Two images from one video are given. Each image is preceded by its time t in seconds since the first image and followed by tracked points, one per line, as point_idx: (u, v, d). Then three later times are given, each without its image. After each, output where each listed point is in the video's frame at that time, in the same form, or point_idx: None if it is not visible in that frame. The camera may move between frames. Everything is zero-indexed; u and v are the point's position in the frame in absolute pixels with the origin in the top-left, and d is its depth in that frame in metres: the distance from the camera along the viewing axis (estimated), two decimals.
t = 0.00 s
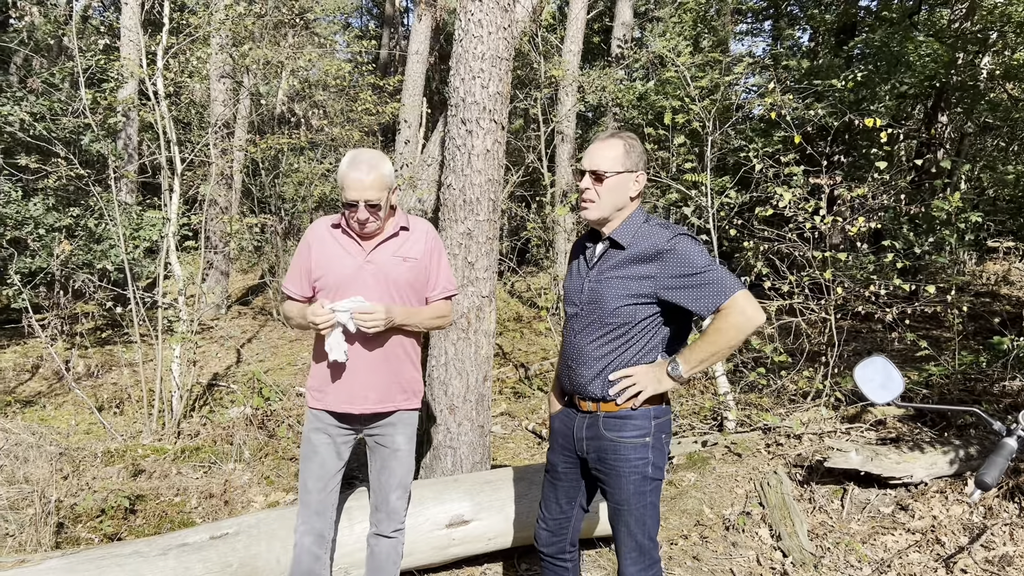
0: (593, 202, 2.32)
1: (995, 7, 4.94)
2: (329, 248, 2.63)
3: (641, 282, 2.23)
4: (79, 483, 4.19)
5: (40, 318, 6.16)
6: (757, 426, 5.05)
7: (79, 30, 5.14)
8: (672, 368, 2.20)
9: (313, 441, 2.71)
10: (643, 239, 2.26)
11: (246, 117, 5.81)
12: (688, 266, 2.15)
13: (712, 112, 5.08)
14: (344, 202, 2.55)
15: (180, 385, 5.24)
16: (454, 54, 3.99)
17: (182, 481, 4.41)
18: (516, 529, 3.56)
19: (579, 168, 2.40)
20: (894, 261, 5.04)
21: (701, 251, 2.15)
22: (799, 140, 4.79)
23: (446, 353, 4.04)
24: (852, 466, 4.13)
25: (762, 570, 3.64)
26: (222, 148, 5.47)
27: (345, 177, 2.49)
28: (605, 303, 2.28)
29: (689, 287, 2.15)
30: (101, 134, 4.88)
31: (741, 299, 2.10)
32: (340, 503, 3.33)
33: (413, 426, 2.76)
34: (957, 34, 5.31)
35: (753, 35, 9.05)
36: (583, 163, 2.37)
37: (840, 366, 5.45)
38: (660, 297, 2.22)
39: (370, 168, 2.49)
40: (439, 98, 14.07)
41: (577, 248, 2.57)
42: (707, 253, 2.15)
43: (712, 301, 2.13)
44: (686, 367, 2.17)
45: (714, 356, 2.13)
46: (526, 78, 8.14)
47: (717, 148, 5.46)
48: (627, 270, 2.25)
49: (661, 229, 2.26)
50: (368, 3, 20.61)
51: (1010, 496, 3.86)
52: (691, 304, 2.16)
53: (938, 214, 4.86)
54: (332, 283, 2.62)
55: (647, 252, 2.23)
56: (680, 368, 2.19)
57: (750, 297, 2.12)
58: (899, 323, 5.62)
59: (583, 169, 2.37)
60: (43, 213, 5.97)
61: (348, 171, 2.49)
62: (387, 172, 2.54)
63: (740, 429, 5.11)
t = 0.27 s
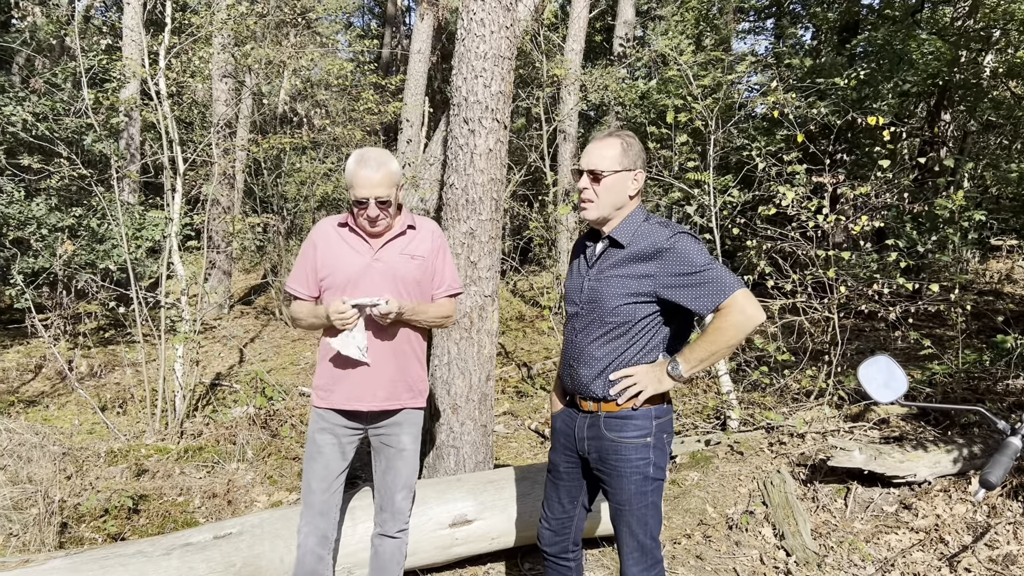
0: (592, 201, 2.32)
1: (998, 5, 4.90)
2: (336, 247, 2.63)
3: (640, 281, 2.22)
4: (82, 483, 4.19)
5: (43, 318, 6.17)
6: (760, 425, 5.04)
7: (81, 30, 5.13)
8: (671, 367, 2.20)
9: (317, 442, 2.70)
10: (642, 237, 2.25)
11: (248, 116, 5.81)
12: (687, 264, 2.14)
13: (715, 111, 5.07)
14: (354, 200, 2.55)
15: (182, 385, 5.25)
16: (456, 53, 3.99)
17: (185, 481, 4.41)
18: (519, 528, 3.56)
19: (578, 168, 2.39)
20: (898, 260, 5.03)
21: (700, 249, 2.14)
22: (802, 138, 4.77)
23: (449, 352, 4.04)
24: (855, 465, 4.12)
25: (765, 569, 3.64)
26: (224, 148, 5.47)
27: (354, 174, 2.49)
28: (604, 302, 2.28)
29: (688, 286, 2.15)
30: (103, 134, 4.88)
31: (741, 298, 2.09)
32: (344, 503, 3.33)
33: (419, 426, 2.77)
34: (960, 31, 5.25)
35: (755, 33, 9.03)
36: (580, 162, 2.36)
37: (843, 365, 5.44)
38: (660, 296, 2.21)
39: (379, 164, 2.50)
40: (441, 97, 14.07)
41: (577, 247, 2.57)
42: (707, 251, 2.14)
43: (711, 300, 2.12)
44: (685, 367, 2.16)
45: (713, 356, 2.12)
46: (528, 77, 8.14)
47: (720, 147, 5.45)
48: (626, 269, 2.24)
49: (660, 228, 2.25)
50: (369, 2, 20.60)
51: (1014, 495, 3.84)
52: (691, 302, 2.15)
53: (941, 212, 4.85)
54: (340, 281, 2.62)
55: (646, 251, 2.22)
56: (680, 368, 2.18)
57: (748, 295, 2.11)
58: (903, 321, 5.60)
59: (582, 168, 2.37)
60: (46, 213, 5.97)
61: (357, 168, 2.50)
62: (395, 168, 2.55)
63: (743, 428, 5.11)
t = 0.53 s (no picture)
0: (592, 200, 2.32)
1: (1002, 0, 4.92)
2: (342, 244, 2.63)
3: (641, 279, 2.21)
4: (86, 481, 4.20)
5: (46, 317, 6.17)
6: (764, 423, 5.03)
7: (84, 29, 5.14)
8: (673, 366, 2.19)
9: (322, 440, 2.70)
10: (642, 235, 2.25)
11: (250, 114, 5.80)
12: (688, 262, 2.13)
13: (717, 108, 5.06)
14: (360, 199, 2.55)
15: (186, 384, 5.25)
16: (459, 51, 3.99)
17: (189, 479, 4.41)
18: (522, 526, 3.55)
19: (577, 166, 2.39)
20: (901, 257, 5.02)
21: (701, 247, 2.14)
22: (805, 136, 4.76)
23: (451, 351, 4.03)
24: (859, 463, 4.11)
25: (769, 567, 3.63)
26: (227, 147, 5.47)
27: (360, 173, 2.49)
28: (605, 301, 2.27)
29: (689, 285, 2.14)
30: (106, 132, 4.88)
31: (742, 297, 2.08)
32: (347, 501, 3.32)
33: (423, 424, 2.77)
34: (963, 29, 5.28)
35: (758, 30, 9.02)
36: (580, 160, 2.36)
37: (846, 363, 5.43)
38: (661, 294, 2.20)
39: (384, 162, 2.50)
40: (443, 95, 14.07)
41: (578, 246, 2.57)
42: (708, 249, 2.13)
43: (713, 299, 2.11)
44: (687, 366, 2.15)
45: (714, 354, 2.11)
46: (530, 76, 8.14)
47: (723, 145, 5.44)
48: (627, 267, 2.24)
49: (661, 225, 2.24)
50: (371, 1, 20.61)
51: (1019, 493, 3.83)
52: (691, 301, 2.14)
53: (945, 210, 4.84)
54: (346, 279, 2.61)
55: (647, 249, 2.21)
56: (681, 368, 2.17)
57: (749, 293, 2.10)
58: (907, 319, 5.59)
59: (581, 167, 2.37)
60: (49, 212, 5.98)
61: (363, 166, 2.49)
62: (400, 165, 2.55)
63: (746, 426, 5.10)
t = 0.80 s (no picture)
0: (587, 196, 2.31)
1: None
2: (343, 243, 2.63)
3: (640, 277, 2.21)
4: (89, 479, 4.20)
5: (49, 315, 6.18)
6: (766, 421, 5.03)
7: (86, 27, 5.14)
8: (673, 365, 2.19)
9: (325, 439, 2.71)
10: (640, 232, 2.24)
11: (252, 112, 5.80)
12: (687, 260, 2.13)
13: (720, 106, 5.05)
14: (360, 190, 2.59)
15: (188, 382, 5.25)
16: (461, 49, 3.99)
17: (192, 477, 4.42)
18: (524, 524, 3.55)
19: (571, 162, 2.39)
20: (904, 255, 5.01)
21: (699, 245, 2.13)
22: (808, 133, 4.76)
23: (454, 349, 4.04)
24: (861, 460, 4.10)
25: (771, 565, 3.63)
26: (229, 145, 5.47)
27: (360, 162, 2.54)
28: (604, 298, 2.26)
29: (688, 283, 2.13)
30: (108, 131, 4.89)
31: (741, 295, 2.08)
32: (352, 499, 3.34)
33: (426, 422, 2.77)
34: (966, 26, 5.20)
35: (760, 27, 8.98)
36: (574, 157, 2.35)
37: (849, 360, 5.42)
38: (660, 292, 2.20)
39: (384, 153, 2.57)
40: (445, 93, 14.07)
41: (575, 241, 2.56)
42: (706, 247, 2.12)
43: (712, 298, 2.10)
44: (687, 364, 2.15)
45: (714, 353, 2.11)
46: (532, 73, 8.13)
47: (725, 142, 5.43)
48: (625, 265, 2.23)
49: (659, 222, 2.24)
50: None
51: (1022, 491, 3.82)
52: (691, 299, 2.13)
53: (948, 207, 4.83)
54: (348, 278, 2.62)
55: (645, 246, 2.20)
56: (681, 367, 2.18)
57: (749, 292, 2.10)
58: (909, 317, 5.58)
59: (575, 163, 2.36)
60: (51, 210, 5.98)
61: (363, 158, 2.55)
62: (399, 157, 2.61)
63: (749, 424, 5.09)
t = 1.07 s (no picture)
0: (570, 196, 2.31)
1: None
2: (338, 242, 2.63)
3: (626, 275, 2.22)
4: (92, 477, 4.22)
5: (52, 313, 6.20)
6: (769, 418, 5.02)
7: (88, 25, 5.15)
8: (661, 359, 2.20)
9: (326, 438, 2.70)
10: (623, 230, 2.26)
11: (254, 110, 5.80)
12: (672, 256, 2.17)
13: (722, 103, 5.05)
14: (353, 186, 2.61)
15: (191, 379, 5.26)
16: (463, 47, 3.99)
17: (194, 475, 4.43)
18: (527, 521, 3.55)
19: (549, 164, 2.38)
20: (907, 252, 5.00)
21: (683, 241, 2.18)
22: (810, 130, 4.75)
23: (456, 346, 4.04)
24: (864, 458, 4.10)
25: (773, 562, 3.62)
26: (231, 143, 5.48)
27: (350, 157, 2.56)
28: (591, 297, 2.26)
29: (674, 279, 2.17)
30: (110, 128, 4.89)
31: (726, 288, 2.14)
32: (356, 496, 3.34)
33: (426, 421, 2.76)
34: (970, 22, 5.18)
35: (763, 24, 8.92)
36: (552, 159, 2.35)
37: (851, 358, 5.42)
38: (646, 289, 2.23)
39: (373, 147, 2.59)
40: (447, 90, 14.07)
41: (551, 241, 2.56)
42: (690, 243, 2.17)
43: (698, 291, 2.15)
44: (676, 358, 2.17)
45: (702, 345, 2.17)
46: (534, 71, 8.12)
47: (728, 139, 5.43)
48: (610, 263, 2.25)
49: (641, 221, 2.27)
50: None
51: None
52: (678, 294, 2.17)
53: (950, 204, 4.83)
54: (345, 276, 2.61)
55: (629, 245, 2.23)
56: (669, 359, 2.19)
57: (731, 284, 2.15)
58: (912, 314, 5.57)
59: (554, 163, 2.36)
60: (54, 208, 5.99)
61: (352, 153, 2.57)
62: (388, 151, 2.64)
63: (751, 421, 5.09)
